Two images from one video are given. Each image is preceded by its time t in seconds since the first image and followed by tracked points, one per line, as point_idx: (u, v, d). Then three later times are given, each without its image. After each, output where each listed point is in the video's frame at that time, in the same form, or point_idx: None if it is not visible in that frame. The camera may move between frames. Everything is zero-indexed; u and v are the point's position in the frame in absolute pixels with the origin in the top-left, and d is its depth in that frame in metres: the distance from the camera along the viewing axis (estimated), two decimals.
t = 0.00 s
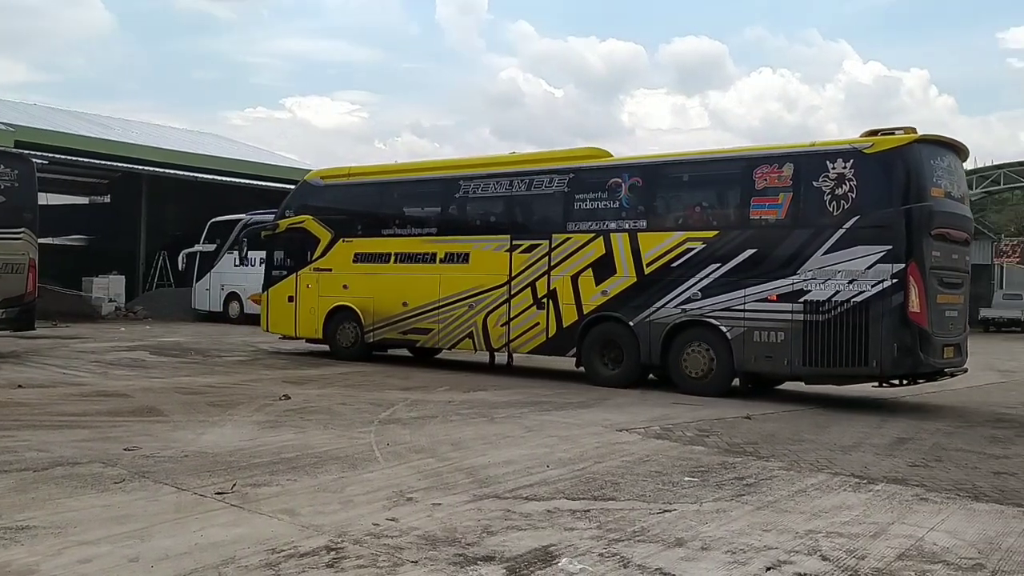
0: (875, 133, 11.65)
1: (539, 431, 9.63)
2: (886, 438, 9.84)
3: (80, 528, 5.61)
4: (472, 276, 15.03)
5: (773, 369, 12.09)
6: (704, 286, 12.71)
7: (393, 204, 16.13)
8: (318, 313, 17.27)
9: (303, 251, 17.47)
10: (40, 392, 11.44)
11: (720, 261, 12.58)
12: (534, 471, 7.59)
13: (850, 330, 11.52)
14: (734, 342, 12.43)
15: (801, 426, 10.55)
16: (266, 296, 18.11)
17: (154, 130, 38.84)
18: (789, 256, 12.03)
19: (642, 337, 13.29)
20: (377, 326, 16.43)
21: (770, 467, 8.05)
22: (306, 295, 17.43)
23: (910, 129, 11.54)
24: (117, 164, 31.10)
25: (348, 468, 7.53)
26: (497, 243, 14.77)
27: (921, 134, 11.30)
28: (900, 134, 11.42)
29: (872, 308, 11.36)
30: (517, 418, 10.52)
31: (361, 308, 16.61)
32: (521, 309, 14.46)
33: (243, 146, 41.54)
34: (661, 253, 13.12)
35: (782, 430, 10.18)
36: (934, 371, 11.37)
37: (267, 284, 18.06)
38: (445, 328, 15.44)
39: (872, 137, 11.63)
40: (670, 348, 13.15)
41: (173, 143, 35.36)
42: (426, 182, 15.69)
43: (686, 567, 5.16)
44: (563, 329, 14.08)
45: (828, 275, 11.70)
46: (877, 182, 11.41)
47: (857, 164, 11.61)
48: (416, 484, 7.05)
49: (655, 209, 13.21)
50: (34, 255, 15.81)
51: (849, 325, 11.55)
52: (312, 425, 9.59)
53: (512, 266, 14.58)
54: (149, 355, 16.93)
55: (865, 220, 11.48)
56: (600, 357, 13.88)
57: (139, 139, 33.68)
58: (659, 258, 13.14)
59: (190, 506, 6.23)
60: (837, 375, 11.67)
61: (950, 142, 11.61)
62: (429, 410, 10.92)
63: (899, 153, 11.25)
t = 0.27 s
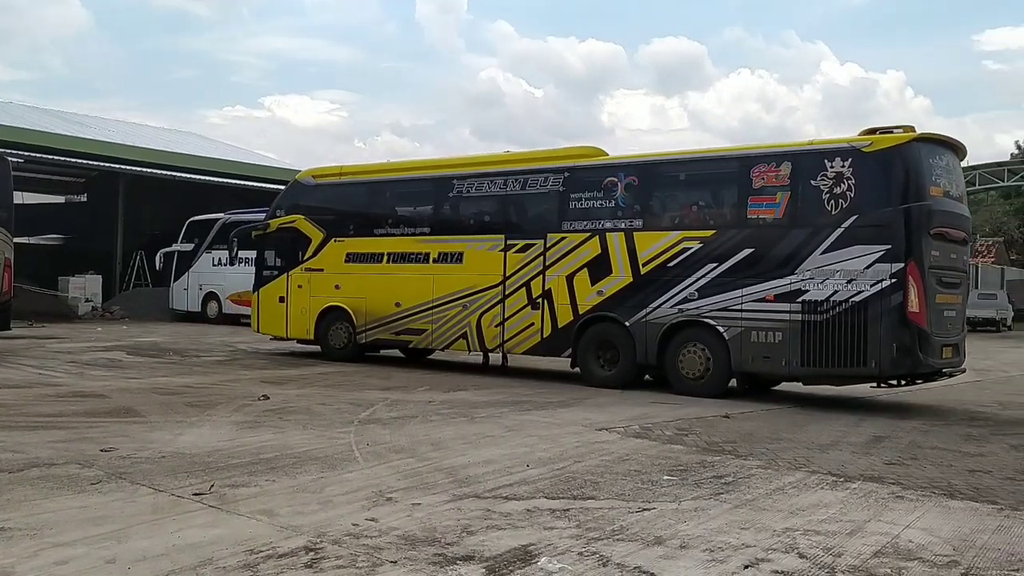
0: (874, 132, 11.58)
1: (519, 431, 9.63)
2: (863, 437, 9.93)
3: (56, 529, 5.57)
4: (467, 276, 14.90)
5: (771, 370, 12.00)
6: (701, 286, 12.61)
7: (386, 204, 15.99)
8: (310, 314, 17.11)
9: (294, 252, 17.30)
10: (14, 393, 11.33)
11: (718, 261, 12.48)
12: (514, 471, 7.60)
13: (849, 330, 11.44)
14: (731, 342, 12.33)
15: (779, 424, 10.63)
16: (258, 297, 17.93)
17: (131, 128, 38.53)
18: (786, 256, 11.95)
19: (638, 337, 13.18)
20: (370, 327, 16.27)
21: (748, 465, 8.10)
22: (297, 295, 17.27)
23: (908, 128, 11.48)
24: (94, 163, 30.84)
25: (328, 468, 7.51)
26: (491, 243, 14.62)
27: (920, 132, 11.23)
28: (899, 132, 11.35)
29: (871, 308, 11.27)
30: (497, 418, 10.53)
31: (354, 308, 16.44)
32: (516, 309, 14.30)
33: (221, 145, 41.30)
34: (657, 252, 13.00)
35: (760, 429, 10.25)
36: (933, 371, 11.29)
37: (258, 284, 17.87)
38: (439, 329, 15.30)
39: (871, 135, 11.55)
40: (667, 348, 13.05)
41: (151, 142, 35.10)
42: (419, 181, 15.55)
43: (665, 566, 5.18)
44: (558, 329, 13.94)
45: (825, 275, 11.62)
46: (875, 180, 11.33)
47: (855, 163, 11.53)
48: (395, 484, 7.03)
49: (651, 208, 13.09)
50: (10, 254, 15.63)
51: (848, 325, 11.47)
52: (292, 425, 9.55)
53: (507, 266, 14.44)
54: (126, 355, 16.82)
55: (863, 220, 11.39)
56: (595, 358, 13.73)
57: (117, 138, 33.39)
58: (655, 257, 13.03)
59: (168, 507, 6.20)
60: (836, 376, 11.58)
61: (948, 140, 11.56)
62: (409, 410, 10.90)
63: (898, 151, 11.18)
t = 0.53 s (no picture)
0: (873, 130, 11.48)
1: (501, 430, 9.64)
2: (842, 435, 10.00)
3: (33, 531, 5.51)
4: (462, 276, 14.77)
5: (769, 370, 11.90)
6: (699, 286, 12.51)
7: (379, 203, 15.84)
8: (303, 314, 16.95)
9: (287, 251, 17.15)
10: None
11: (715, 261, 12.37)
12: (495, 470, 7.61)
13: (848, 331, 11.34)
14: (729, 343, 12.23)
15: (759, 423, 10.68)
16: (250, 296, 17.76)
17: (109, 127, 38.23)
18: (784, 256, 11.84)
19: (635, 338, 13.08)
20: (363, 327, 16.13)
21: (728, 464, 8.14)
22: (289, 295, 17.11)
23: (908, 127, 11.38)
24: (73, 163, 30.58)
25: (308, 469, 7.49)
26: (486, 243, 14.50)
27: (920, 131, 11.14)
28: (898, 131, 11.25)
29: (870, 309, 11.17)
30: (478, 417, 10.52)
31: (347, 309, 16.29)
32: (511, 309, 14.21)
33: (200, 144, 41.05)
34: (655, 252, 12.90)
35: (740, 428, 10.30)
36: (932, 372, 11.22)
37: (250, 283, 17.69)
38: (434, 330, 15.17)
39: (870, 134, 11.45)
40: (664, 349, 12.94)
41: (129, 140, 34.83)
42: (413, 180, 15.40)
43: (645, 564, 5.20)
44: (554, 329, 13.84)
45: (824, 275, 11.52)
46: (875, 180, 11.22)
47: (854, 162, 11.43)
48: (376, 484, 7.02)
49: (648, 207, 12.99)
50: None
51: (847, 326, 11.37)
52: (272, 426, 9.51)
53: (502, 266, 14.33)
54: (104, 355, 16.69)
55: (862, 219, 11.28)
56: (592, 358, 13.63)
57: (94, 136, 33.12)
58: (652, 257, 12.92)
59: (146, 508, 6.15)
60: (835, 376, 11.49)
61: (947, 139, 11.48)
62: (390, 410, 10.87)
63: (897, 150, 11.08)
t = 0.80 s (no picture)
0: (872, 129, 11.35)
1: (483, 430, 9.63)
2: (822, 435, 10.06)
3: (10, 533, 5.46)
4: (457, 276, 14.65)
5: (768, 371, 11.76)
6: (696, 286, 12.38)
7: (374, 203, 15.72)
8: (296, 314, 16.80)
9: (281, 252, 17.01)
10: None
11: (713, 260, 12.24)
12: (478, 470, 7.60)
13: (848, 331, 11.20)
14: (727, 344, 12.09)
15: (740, 423, 10.73)
16: (243, 296, 17.60)
17: (88, 125, 37.91)
18: (782, 256, 11.70)
19: (632, 339, 12.95)
20: (357, 328, 15.99)
21: (709, 463, 8.17)
22: (283, 295, 16.96)
23: (908, 126, 11.26)
24: (51, 161, 30.28)
25: (289, 470, 7.45)
26: (482, 242, 14.39)
27: (920, 130, 11.02)
28: (898, 130, 11.13)
29: (870, 309, 11.04)
30: (460, 418, 10.51)
31: (341, 309, 16.15)
32: (507, 309, 14.07)
33: (179, 142, 40.79)
34: (652, 252, 12.79)
35: (722, 427, 10.34)
36: (933, 373, 11.09)
37: (243, 283, 17.54)
38: (429, 330, 15.05)
39: (870, 133, 11.32)
40: (661, 350, 12.82)
41: (108, 139, 34.55)
42: (409, 180, 15.28)
43: (626, 563, 5.21)
44: (550, 330, 13.70)
45: (823, 275, 11.39)
46: (875, 179, 11.09)
47: (854, 161, 11.29)
48: (358, 485, 7.00)
49: (645, 207, 12.87)
50: None
51: (846, 326, 11.23)
52: (252, 427, 9.46)
53: (498, 266, 14.21)
54: (82, 356, 16.58)
55: (862, 219, 11.15)
56: (588, 359, 13.50)
57: (73, 135, 32.83)
58: (650, 257, 12.81)
59: (125, 510, 6.11)
60: (835, 378, 11.36)
61: (947, 138, 11.36)
62: (371, 410, 10.84)
63: (897, 150, 10.95)
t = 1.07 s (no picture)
0: (869, 128, 11.23)
1: (463, 430, 9.62)
2: (800, 433, 10.12)
3: None
4: (451, 276, 14.55)
5: (764, 372, 11.62)
6: (692, 287, 12.25)
7: (368, 202, 15.62)
8: (289, 315, 16.68)
9: (273, 251, 16.90)
10: None
11: (709, 260, 12.12)
12: (457, 471, 7.59)
13: (844, 332, 11.04)
14: (723, 344, 11.97)
15: (719, 422, 10.78)
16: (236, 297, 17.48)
17: (64, 124, 37.55)
18: (778, 256, 11.57)
19: (627, 339, 12.83)
20: (351, 329, 15.86)
21: (689, 462, 8.20)
22: (275, 296, 16.84)
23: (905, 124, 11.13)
24: (26, 160, 29.96)
25: (268, 471, 7.41)
26: (476, 242, 14.28)
27: (917, 129, 10.88)
28: (896, 129, 11.00)
29: (866, 309, 10.88)
30: (440, 418, 10.49)
31: (334, 310, 16.02)
32: (501, 310, 13.95)
33: (157, 141, 40.49)
34: (647, 252, 12.67)
35: (701, 427, 10.38)
36: (931, 374, 10.91)
37: (235, 284, 17.41)
38: (422, 331, 14.94)
39: (867, 131, 11.20)
40: (656, 350, 12.70)
41: (84, 138, 34.24)
42: (404, 179, 15.19)
43: (605, 563, 5.22)
44: (544, 330, 13.58)
45: (820, 275, 11.24)
46: (872, 178, 10.95)
47: (851, 160, 11.16)
48: (337, 485, 6.97)
49: (641, 207, 12.76)
50: None
51: (843, 326, 11.06)
52: (231, 427, 9.40)
53: (492, 266, 14.10)
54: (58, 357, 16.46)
55: (859, 218, 11.01)
56: (583, 360, 13.36)
57: (49, 133, 32.51)
58: (645, 257, 12.68)
59: (101, 511, 6.05)
60: (831, 379, 11.20)
61: (945, 136, 11.21)
62: (351, 411, 10.80)
63: (895, 148, 10.81)
